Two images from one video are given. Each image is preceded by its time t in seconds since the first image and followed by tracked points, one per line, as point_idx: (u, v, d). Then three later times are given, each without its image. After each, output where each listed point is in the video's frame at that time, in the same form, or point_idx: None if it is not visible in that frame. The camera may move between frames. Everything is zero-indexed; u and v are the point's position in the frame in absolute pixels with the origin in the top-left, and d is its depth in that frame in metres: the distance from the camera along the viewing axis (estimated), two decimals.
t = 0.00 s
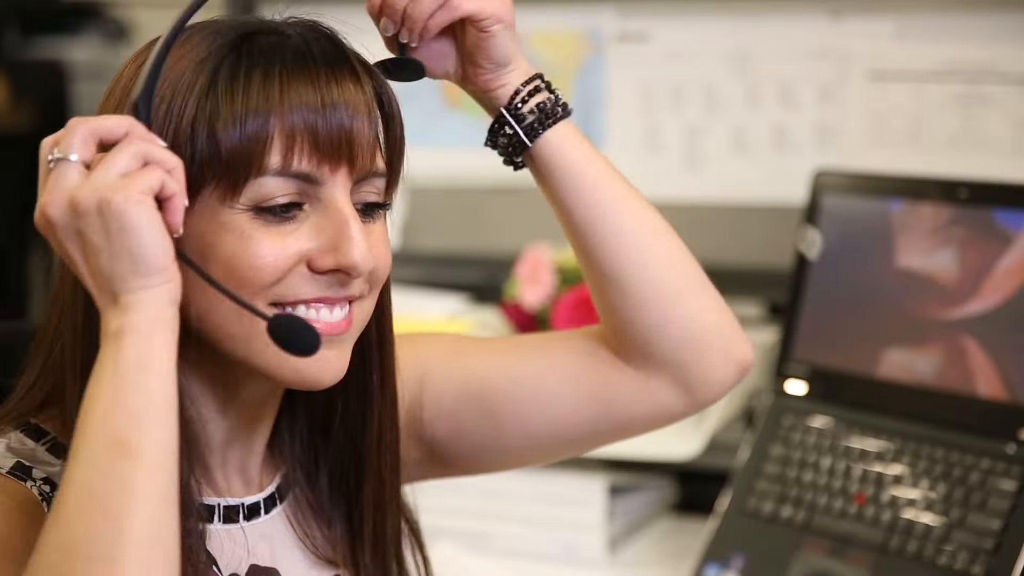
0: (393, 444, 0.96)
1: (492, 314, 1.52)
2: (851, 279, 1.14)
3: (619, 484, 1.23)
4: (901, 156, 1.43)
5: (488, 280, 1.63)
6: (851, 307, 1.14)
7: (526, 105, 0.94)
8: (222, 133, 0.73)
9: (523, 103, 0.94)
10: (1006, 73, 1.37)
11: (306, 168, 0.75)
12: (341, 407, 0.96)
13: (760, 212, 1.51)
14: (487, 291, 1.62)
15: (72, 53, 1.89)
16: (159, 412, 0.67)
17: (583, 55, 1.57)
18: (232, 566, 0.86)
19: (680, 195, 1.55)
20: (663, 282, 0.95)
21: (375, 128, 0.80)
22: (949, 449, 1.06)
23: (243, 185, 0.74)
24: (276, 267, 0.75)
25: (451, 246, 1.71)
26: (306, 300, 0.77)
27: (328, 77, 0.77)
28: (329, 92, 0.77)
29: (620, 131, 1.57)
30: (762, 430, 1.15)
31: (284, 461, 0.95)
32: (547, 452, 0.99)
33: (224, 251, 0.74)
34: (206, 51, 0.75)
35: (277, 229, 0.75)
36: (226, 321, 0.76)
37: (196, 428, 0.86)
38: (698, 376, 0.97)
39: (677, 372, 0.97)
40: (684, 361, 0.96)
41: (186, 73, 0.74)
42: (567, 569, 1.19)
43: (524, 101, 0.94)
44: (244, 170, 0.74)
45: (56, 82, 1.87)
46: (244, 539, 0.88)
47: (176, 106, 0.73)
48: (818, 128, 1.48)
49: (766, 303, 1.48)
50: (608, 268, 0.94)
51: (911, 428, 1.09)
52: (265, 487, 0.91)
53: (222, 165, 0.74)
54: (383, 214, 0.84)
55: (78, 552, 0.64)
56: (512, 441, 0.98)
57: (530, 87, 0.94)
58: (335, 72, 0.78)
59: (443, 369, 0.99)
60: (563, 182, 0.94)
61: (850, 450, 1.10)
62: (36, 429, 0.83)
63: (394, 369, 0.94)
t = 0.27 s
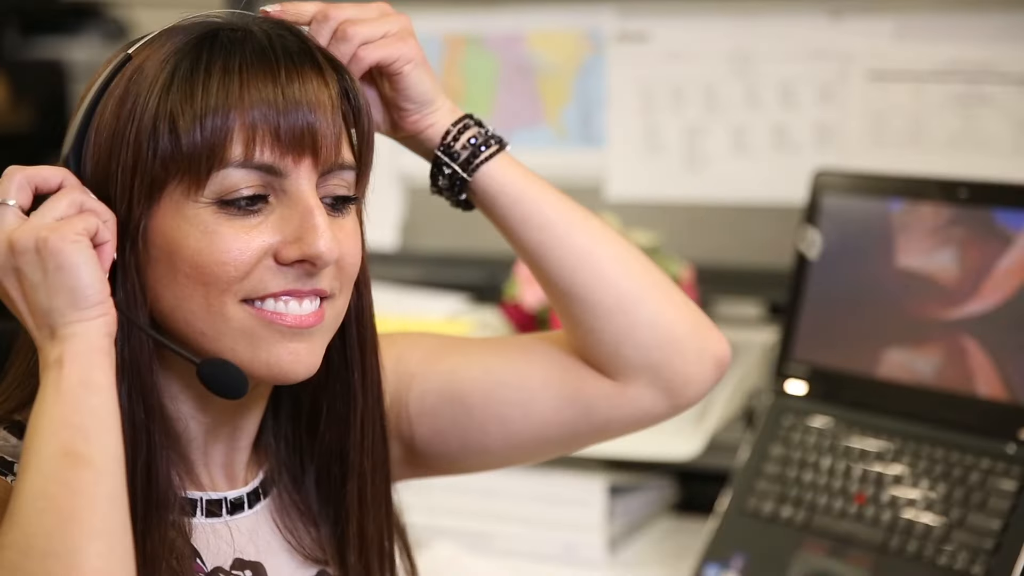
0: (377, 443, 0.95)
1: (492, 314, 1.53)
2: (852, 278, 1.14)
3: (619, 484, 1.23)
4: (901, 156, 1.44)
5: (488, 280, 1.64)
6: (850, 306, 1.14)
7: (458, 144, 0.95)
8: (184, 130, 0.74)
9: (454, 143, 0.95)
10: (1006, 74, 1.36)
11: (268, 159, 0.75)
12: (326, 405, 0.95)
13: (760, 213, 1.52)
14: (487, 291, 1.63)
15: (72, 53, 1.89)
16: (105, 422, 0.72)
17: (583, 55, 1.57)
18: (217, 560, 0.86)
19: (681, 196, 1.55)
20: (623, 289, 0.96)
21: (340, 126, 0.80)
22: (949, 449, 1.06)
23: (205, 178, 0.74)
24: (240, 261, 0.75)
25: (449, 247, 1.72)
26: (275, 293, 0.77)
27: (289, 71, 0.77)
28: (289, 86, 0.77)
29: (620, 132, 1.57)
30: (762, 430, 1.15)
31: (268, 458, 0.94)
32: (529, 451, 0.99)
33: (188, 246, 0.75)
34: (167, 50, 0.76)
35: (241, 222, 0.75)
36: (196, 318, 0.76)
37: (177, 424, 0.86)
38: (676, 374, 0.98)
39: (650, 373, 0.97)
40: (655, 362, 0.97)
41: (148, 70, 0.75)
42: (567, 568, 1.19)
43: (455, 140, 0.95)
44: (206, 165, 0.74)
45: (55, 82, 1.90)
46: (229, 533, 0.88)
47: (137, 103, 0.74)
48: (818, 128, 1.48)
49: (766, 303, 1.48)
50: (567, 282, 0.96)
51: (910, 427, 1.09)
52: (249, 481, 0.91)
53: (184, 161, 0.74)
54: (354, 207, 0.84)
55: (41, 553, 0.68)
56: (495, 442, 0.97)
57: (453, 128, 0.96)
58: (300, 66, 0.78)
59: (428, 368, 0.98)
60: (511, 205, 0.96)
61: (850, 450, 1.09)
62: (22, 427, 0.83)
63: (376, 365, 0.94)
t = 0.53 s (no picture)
0: (359, 441, 0.95)
1: (492, 313, 1.53)
2: (852, 278, 1.14)
3: (619, 484, 1.23)
4: (901, 155, 1.43)
5: (488, 280, 1.64)
6: (849, 307, 1.14)
7: (440, 183, 0.95)
8: (159, 136, 0.73)
9: (435, 182, 0.95)
10: (1005, 74, 1.36)
11: (245, 164, 0.75)
12: (311, 405, 0.95)
13: (760, 213, 1.51)
14: (487, 291, 1.63)
15: (72, 54, 1.89)
16: (98, 428, 0.72)
17: (583, 55, 1.57)
18: (208, 558, 0.86)
19: (682, 196, 1.54)
20: (611, 324, 0.94)
21: (318, 129, 0.80)
22: (949, 449, 1.06)
23: (183, 184, 0.74)
24: (217, 267, 0.75)
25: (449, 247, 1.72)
26: (256, 301, 0.76)
27: (266, 75, 0.77)
28: (265, 90, 0.77)
29: (620, 133, 1.57)
30: (762, 430, 1.15)
31: (258, 455, 0.94)
32: (520, 467, 0.98)
33: (167, 251, 0.75)
34: (145, 56, 0.76)
35: (220, 227, 0.75)
36: (176, 324, 0.76)
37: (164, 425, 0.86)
38: (663, 406, 0.96)
39: (639, 405, 0.96)
40: (644, 395, 0.96)
41: (127, 76, 0.75)
42: (567, 568, 1.19)
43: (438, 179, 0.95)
44: (182, 171, 0.74)
45: (55, 81, 1.89)
46: (219, 532, 0.88)
47: (116, 109, 0.74)
48: (818, 128, 1.48)
49: (766, 303, 1.49)
50: (552, 316, 0.94)
51: (910, 427, 1.09)
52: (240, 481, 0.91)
53: (161, 166, 0.74)
54: (336, 210, 0.84)
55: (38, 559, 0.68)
56: (485, 459, 0.97)
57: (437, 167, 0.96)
58: (276, 71, 0.78)
59: (420, 379, 0.98)
60: (495, 239, 0.94)
61: (850, 450, 1.09)
62: (12, 425, 0.83)
63: (359, 366, 0.94)
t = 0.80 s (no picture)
0: (353, 441, 0.95)
1: (492, 313, 1.53)
2: (851, 277, 1.14)
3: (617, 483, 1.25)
4: (901, 156, 1.43)
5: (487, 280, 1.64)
6: (848, 307, 1.14)
7: (441, 201, 0.95)
8: (147, 138, 0.73)
9: (436, 202, 0.95)
10: (1006, 73, 1.36)
11: (234, 168, 0.75)
12: (306, 405, 0.96)
13: (760, 213, 1.51)
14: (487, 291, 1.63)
15: (73, 54, 1.90)
16: (106, 436, 0.73)
17: (583, 55, 1.57)
18: (202, 558, 0.86)
19: (682, 196, 1.55)
20: (603, 346, 0.94)
21: (307, 130, 0.80)
22: (949, 449, 1.06)
23: (172, 187, 0.74)
24: (205, 270, 0.75)
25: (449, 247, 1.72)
26: (245, 304, 0.76)
27: (255, 76, 0.77)
28: (254, 92, 0.76)
29: (620, 132, 1.57)
30: (762, 430, 1.15)
31: (253, 456, 0.94)
32: (512, 482, 0.98)
33: (156, 254, 0.75)
34: (135, 57, 0.76)
35: (208, 230, 0.75)
36: (166, 326, 0.76)
37: (160, 426, 0.86)
38: (654, 430, 0.96)
39: (630, 427, 0.95)
40: (635, 417, 0.95)
41: (117, 76, 0.75)
42: (567, 568, 1.20)
43: (439, 197, 0.95)
44: (171, 174, 0.74)
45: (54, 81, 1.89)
46: (215, 532, 0.88)
47: (106, 110, 0.74)
48: (819, 127, 1.48)
49: (766, 303, 1.49)
50: (543, 335, 0.94)
51: (910, 427, 1.09)
52: (236, 482, 0.91)
53: (150, 167, 0.74)
54: (327, 211, 0.84)
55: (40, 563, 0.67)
56: (480, 472, 0.97)
57: (437, 186, 0.96)
58: (265, 73, 0.78)
59: (417, 389, 0.98)
60: (487, 258, 0.94)
61: (850, 450, 1.10)
62: (7, 424, 0.83)
63: (352, 366, 0.94)
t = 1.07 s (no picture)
0: (354, 443, 0.95)
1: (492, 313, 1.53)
2: (851, 277, 1.14)
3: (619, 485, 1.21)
4: (902, 156, 1.43)
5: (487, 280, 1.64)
6: (848, 306, 1.14)
7: (438, 211, 0.95)
8: (145, 139, 0.73)
9: (435, 209, 0.95)
10: (1006, 74, 1.36)
11: (231, 170, 0.75)
12: (305, 406, 0.96)
13: (760, 213, 1.51)
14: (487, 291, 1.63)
15: (71, 54, 1.90)
16: (106, 435, 0.72)
17: (583, 55, 1.57)
18: (199, 559, 0.86)
19: (683, 196, 1.55)
20: (597, 359, 0.93)
21: (305, 132, 0.80)
22: (949, 449, 1.06)
23: (169, 189, 0.74)
24: (202, 272, 0.75)
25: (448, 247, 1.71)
26: (242, 306, 0.76)
27: (254, 78, 0.77)
28: (252, 93, 0.76)
29: (620, 132, 1.57)
30: (762, 430, 1.15)
31: (251, 456, 0.94)
32: (508, 489, 0.98)
33: (153, 255, 0.75)
34: (133, 58, 0.76)
35: (206, 232, 0.75)
36: (163, 327, 0.76)
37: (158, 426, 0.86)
38: (647, 446, 0.96)
39: (624, 442, 0.95)
40: (629, 433, 0.95)
41: (115, 77, 0.75)
42: (567, 568, 1.20)
43: (435, 206, 0.95)
44: (168, 176, 0.74)
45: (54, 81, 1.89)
46: (213, 532, 0.88)
47: (104, 111, 0.74)
48: (819, 127, 1.48)
49: (766, 303, 1.48)
50: (537, 347, 0.93)
51: (911, 427, 1.09)
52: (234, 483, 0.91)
53: (147, 169, 0.74)
54: (325, 213, 0.84)
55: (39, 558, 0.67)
56: (476, 478, 0.97)
57: (435, 196, 0.95)
58: (263, 75, 0.78)
59: (417, 391, 0.98)
60: (482, 268, 0.94)
61: (850, 450, 1.09)
62: (4, 424, 0.83)
63: (352, 366, 0.94)
